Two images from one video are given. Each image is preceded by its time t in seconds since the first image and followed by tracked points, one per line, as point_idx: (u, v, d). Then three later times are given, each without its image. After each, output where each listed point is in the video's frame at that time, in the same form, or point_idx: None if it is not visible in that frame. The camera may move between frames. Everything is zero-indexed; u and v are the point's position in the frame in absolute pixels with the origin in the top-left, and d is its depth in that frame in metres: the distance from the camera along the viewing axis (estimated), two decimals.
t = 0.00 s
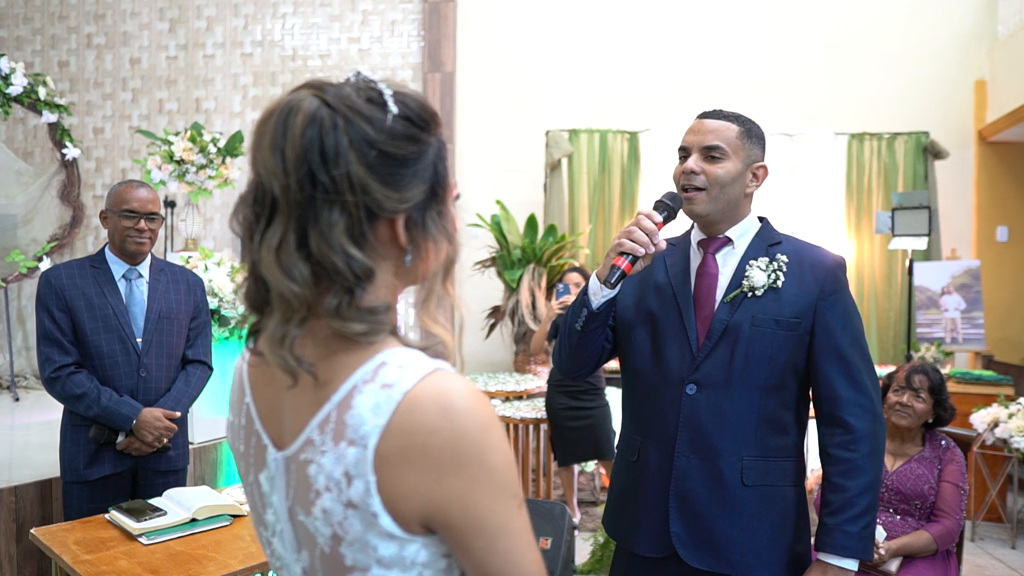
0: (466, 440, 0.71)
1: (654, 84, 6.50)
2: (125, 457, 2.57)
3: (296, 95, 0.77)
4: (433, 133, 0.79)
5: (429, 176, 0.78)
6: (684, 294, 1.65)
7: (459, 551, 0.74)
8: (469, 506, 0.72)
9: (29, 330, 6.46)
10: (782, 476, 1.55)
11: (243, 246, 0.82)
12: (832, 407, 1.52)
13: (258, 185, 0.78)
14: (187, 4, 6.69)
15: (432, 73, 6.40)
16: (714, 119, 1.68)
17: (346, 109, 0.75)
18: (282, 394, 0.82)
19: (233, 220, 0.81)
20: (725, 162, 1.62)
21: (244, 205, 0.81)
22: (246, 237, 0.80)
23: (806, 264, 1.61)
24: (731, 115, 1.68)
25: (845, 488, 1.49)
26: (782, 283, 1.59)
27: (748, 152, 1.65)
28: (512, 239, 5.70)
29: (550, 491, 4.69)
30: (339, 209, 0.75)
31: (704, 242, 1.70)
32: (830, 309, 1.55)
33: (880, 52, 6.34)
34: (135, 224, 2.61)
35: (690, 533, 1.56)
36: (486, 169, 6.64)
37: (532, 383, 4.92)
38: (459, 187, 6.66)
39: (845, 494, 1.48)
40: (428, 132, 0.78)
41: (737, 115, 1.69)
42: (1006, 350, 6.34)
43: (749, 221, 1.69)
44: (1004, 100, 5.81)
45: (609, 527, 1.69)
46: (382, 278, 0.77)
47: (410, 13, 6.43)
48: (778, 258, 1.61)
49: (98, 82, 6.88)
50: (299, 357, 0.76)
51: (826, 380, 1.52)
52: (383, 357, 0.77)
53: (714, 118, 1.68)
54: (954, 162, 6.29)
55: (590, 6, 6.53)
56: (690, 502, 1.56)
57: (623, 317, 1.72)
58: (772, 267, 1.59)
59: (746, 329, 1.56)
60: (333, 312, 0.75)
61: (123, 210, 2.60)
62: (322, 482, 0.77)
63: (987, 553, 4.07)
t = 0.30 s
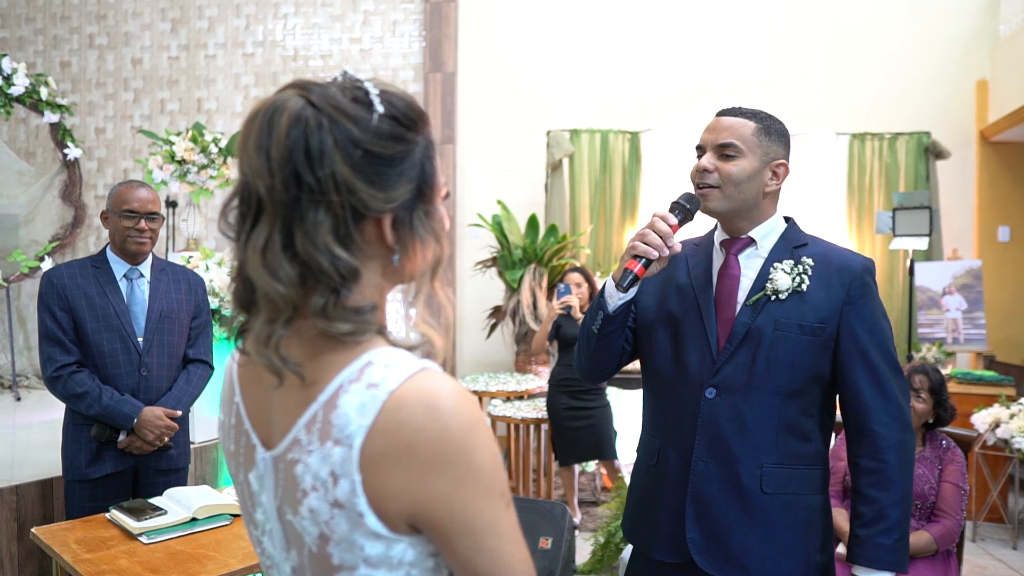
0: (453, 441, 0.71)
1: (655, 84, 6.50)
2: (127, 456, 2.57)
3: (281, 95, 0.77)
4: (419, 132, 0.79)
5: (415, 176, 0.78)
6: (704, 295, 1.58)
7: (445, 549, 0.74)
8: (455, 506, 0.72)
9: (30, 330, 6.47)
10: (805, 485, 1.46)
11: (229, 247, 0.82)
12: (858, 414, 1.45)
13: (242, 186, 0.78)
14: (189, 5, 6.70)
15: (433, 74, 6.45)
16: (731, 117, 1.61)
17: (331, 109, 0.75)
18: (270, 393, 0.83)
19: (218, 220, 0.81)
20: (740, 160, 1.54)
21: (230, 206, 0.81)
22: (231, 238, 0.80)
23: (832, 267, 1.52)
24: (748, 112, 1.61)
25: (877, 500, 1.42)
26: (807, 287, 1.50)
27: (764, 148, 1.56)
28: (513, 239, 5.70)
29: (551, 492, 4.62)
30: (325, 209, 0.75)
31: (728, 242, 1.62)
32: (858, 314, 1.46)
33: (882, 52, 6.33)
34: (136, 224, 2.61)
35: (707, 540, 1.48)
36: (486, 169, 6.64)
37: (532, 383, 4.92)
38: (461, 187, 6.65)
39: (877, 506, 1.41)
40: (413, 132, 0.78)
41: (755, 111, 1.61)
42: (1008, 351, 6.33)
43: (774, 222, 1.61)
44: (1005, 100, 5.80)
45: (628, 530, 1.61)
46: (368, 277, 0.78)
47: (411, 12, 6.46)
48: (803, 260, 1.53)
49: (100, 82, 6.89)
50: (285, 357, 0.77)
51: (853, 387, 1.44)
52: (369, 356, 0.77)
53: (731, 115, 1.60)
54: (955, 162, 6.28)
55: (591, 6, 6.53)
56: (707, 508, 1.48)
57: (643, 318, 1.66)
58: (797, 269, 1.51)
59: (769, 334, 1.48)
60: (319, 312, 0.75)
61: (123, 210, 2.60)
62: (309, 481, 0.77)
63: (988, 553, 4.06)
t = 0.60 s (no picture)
0: (432, 443, 0.70)
1: (655, 84, 6.51)
2: (128, 456, 2.58)
3: (262, 97, 0.78)
4: (401, 132, 0.79)
5: (396, 176, 0.78)
6: (720, 298, 1.58)
7: (427, 550, 0.74)
8: (435, 507, 0.71)
9: (31, 331, 6.47)
10: (822, 490, 1.45)
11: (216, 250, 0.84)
12: (876, 419, 1.41)
13: (225, 189, 0.80)
14: (189, 5, 6.69)
15: (434, 74, 6.32)
16: (746, 114, 1.61)
17: (310, 110, 0.76)
18: (253, 393, 0.84)
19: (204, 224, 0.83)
20: (756, 158, 1.54)
21: (215, 207, 0.82)
22: (216, 241, 0.81)
23: (850, 269, 1.50)
24: (763, 110, 1.61)
25: (894, 507, 1.39)
26: (824, 290, 1.48)
27: (780, 146, 1.56)
28: (513, 240, 5.69)
29: (551, 491, 4.65)
30: (305, 211, 0.75)
31: (744, 243, 1.62)
32: (877, 317, 1.44)
33: (882, 52, 6.33)
34: (136, 224, 2.62)
35: (722, 545, 1.48)
36: (486, 169, 6.63)
37: (533, 383, 4.92)
38: (462, 188, 6.65)
39: (895, 513, 1.38)
40: (395, 131, 0.78)
41: (770, 109, 1.61)
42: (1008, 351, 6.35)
43: (792, 222, 1.60)
44: (1006, 100, 5.81)
45: (646, 533, 1.62)
46: (350, 278, 0.78)
47: (412, 14, 6.38)
48: (821, 262, 1.51)
49: (101, 82, 6.89)
50: (263, 359, 0.78)
51: (869, 391, 1.42)
52: (350, 358, 0.77)
53: (746, 113, 1.60)
54: (956, 162, 6.29)
55: (591, 6, 6.52)
56: (723, 513, 1.48)
57: (659, 320, 1.67)
58: (813, 272, 1.50)
59: (784, 338, 1.47)
60: (300, 314, 0.76)
61: (123, 210, 2.60)
62: (291, 482, 0.78)
63: (988, 553, 4.06)
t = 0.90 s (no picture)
0: (416, 443, 0.71)
1: (655, 85, 6.52)
2: (128, 456, 2.58)
3: (245, 99, 0.79)
4: (385, 133, 0.80)
5: (380, 177, 0.79)
6: (728, 300, 1.59)
7: (412, 549, 0.74)
8: (419, 505, 0.72)
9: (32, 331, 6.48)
10: (828, 494, 1.45)
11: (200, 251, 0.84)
12: (882, 423, 1.41)
13: (209, 191, 0.80)
14: (190, 5, 6.69)
15: (434, 74, 6.34)
16: (752, 115, 1.62)
17: (293, 112, 0.76)
18: (240, 395, 0.85)
19: (188, 226, 0.83)
20: (763, 156, 1.54)
21: (198, 210, 0.83)
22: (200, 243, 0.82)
23: (859, 271, 1.49)
24: (769, 109, 1.62)
25: (897, 511, 1.39)
26: (832, 291, 1.48)
27: (787, 144, 1.56)
28: (513, 240, 5.70)
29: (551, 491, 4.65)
30: (289, 212, 0.76)
31: (752, 244, 1.62)
32: (885, 320, 1.43)
33: (882, 52, 6.33)
34: (136, 225, 2.62)
35: (729, 547, 1.49)
36: (487, 169, 6.63)
37: (533, 383, 4.92)
38: (462, 188, 6.66)
39: (897, 517, 1.38)
40: (379, 133, 0.79)
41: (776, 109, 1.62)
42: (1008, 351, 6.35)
43: (801, 222, 1.60)
44: (1006, 101, 5.81)
45: (654, 534, 1.63)
46: (334, 279, 0.79)
47: (412, 14, 6.37)
48: (830, 264, 1.50)
49: (102, 83, 6.89)
50: (245, 359, 0.78)
51: (876, 395, 1.41)
52: (334, 358, 0.78)
53: (752, 113, 1.61)
54: (957, 162, 6.30)
55: (591, 7, 6.53)
56: (730, 515, 1.49)
57: (667, 320, 1.68)
58: (822, 274, 1.49)
59: (792, 340, 1.47)
60: (284, 314, 0.76)
61: (123, 211, 2.60)
62: (275, 481, 0.78)
63: (988, 554, 4.06)
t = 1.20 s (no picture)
0: (406, 442, 0.72)
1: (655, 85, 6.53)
2: (128, 455, 2.59)
3: (237, 102, 0.79)
4: (375, 136, 0.81)
5: (369, 179, 0.80)
6: (730, 300, 1.60)
7: (401, 547, 0.75)
8: (407, 503, 0.73)
9: (32, 330, 6.49)
10: (828, 495, 1.46)
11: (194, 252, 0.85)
12: (883, 424, 1.42)
13: (201, 194, 0.81)
14: (190, 5, 6.69)
15: (434, 75, 6.33)
16: (744, 117, 1.63)
17: (283, 115, 0.77)
18: (232, 395, 0.85)
19: (182, 228, 0.84)
20: (758, 156, 1.55)
21: (190, 212, 0.84)
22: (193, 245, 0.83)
23: (861, 273, 1.50)
24: (761, 111, 1.63)
25: (900, 514, 1.40)
26: (834, 293, 1.49)
27: (781, 143, 1.57)
28: (513, 240, 5.71)
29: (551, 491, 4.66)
30: (280, 214, 0.77)
31: (754, 246, 1.63)
32: (887, 322, 1.44)
33: (881, 53, 6.34)
34: (137, 226, 2.62)
35: (728, 547, 1.50)
36: (487, 170, 6.64)
37: (533, 383, 4.93)
38: (462, 188, 6.67)
39: (900, 520, 1.39)
40: (368, 136, 0.80)
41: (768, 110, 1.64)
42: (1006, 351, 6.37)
43: (803, 224, 1.61)
44: (1005, 102, 5.83)
45: (654, 534, 1.65)
46: (325, 280, 0.80)
47: (412, 14, 6.38)
48: (831, 266, 1.51)
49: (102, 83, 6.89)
50: (236, 359, 0.79)
51: (877, 396, 1.42)
52: (324, 357, 0.78)
53: (745, 116, 1.62)
54: (956, 163, 6.30)
55: (591, 7, 6.54)
56: (729, 515, 1.50)
57: (669, 321, 1.69)
58: (824, 275, 1.50)
59: (793, 341, 1.48)
60: (275, 315, 0.77)
61: (124, 212, 2.60)
62: (266, 480, 0.79)
63: (987, 554, 4.07)
